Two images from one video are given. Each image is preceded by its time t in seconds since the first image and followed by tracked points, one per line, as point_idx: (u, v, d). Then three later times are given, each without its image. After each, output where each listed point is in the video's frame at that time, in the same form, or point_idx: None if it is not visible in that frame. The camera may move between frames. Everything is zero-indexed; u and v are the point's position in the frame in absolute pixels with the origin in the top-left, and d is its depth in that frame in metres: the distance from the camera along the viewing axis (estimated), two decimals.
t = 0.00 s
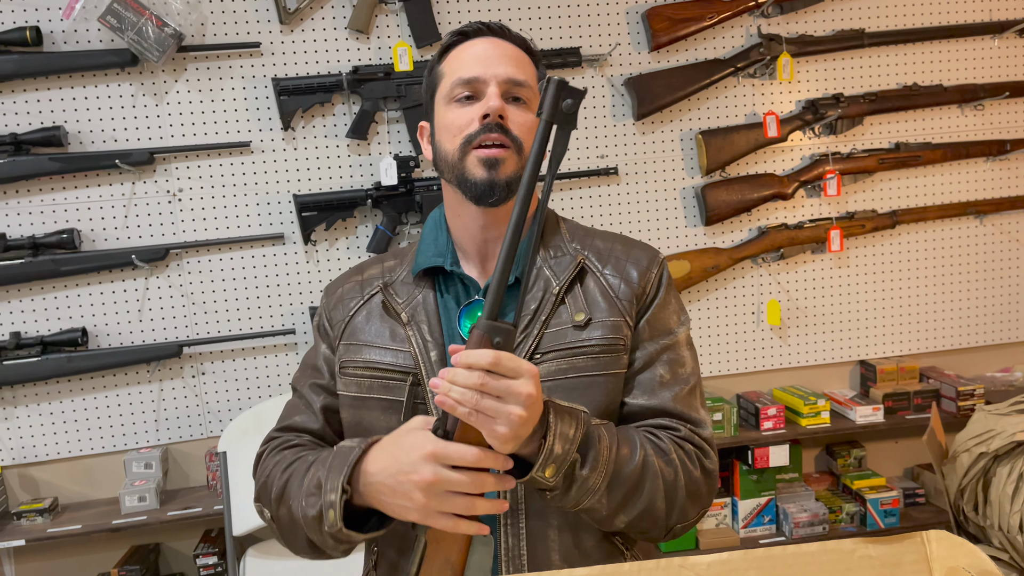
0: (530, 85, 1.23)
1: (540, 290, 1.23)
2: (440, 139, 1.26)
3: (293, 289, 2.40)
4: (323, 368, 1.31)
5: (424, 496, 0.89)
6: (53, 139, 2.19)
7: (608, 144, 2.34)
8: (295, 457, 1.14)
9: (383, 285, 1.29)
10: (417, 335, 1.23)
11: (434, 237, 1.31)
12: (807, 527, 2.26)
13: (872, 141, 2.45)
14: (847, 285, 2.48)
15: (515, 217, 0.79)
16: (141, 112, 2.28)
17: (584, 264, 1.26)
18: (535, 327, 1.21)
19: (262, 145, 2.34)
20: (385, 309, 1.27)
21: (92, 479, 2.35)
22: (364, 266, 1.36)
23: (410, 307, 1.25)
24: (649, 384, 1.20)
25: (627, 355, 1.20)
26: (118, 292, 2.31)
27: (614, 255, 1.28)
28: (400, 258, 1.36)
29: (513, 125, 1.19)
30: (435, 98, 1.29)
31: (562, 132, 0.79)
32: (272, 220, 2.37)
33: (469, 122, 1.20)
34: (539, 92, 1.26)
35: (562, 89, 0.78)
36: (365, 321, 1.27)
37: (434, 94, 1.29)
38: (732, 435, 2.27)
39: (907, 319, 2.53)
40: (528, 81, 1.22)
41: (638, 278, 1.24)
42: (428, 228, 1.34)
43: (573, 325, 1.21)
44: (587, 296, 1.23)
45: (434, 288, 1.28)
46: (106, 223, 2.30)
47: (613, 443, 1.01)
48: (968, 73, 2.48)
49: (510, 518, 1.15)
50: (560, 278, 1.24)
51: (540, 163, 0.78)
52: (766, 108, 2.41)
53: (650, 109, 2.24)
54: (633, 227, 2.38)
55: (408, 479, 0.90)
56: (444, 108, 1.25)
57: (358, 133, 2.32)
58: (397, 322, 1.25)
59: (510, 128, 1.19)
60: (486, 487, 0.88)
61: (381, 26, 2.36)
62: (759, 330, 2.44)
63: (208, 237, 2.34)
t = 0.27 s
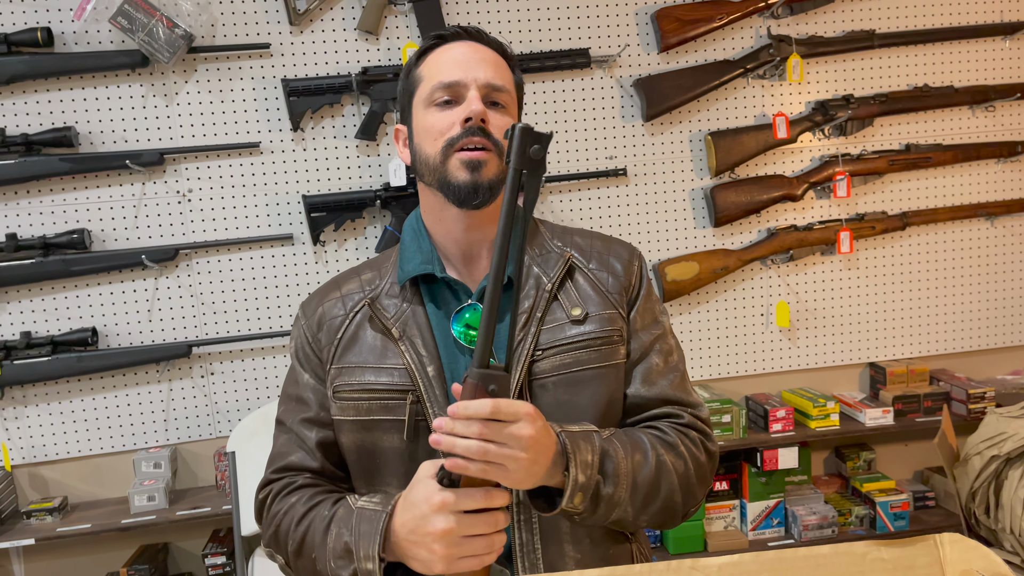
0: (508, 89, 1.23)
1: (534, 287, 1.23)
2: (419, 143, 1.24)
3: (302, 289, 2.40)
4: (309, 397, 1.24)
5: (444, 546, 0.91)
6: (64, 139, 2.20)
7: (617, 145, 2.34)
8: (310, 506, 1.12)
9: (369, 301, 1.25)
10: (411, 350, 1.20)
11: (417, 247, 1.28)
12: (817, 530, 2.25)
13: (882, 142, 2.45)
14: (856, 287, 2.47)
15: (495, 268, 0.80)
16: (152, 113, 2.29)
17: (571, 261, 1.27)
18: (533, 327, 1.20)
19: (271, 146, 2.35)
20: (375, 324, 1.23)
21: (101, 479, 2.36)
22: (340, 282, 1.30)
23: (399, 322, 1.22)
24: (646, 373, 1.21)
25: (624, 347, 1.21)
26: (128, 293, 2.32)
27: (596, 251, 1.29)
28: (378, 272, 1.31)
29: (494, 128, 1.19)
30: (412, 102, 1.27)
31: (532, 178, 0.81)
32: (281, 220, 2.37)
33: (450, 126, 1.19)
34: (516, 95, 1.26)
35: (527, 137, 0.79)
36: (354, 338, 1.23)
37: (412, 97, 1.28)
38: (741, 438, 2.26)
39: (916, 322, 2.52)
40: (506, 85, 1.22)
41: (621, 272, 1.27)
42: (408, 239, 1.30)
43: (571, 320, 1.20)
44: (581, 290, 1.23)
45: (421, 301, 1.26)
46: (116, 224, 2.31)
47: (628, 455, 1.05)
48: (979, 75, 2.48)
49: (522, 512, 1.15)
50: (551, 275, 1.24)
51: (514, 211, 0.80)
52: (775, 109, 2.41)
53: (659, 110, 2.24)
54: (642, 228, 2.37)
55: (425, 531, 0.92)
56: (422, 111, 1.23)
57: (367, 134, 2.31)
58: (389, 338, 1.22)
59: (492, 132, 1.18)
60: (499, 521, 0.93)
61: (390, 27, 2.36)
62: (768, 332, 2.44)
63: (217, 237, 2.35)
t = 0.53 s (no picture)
0: (497, 89, 1.14)
1: (543, 284, 1.20)
2: (408, 150, 1.16)
3: (308, 289, 2.41)
4: (305, 414, 1.21)
5: (451, 562, 0.87)
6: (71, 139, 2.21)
7: (623, 146, 2.34)
8: (321, 527, 1.10)
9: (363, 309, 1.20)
10: (407, 358, 1.16)
11: (414, 251, 1.23)
12: (823, 532, 2.24)
13: (889, 143, 2.44)
14: (862, 289, 2.47)
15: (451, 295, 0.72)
16: (159, 113, 2.29)
17: (576, 258, 1.24)
18: (545, 324, 1.17)
19: (277, 146, 2.35)
20: (370, 333, 1.20)
21: (107, 478, 2.36)
22: (334, 292, 1.25)
23: (394, 329, 1.18)
24: (670, 375, 1.22)
25: (633, 344, 1.19)
26: (135, 292, 2.33)
27: (599, 246, 1.28)
28: (372, 278, 1.26)
29: (481, 132, 1.10)
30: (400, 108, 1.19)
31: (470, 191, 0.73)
32: (288, 221, 2.38)
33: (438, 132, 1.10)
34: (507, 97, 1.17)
35: (459, 149, 0.71)
36: (351, 348, 1.19)
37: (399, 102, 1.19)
38: (747, 439, 2.26)
39: (924, 324, 2.51)
40: (496, 86, 1.14)
41: (624, 267, 1.26)
42: (402, 243, 1.24)
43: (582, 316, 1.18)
44: (590, 287, 1.21)
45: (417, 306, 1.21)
46: (123, 223, 2.31)
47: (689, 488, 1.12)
48: (986, 76, 2.47)
49: (548, 513, 1.13)
50: (558, 270, 1.22)
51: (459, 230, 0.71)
52: (782, 110, 2.40)
53: (665, 111, 2.23)
54: (648, 229, 2.37)
55: (430, 548, 0.88)
56: (409, 118, 1.15)
57: (374, 134, 2.32)
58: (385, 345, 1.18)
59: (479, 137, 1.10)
60: (503, 529, 0.87)
61: (397, 27, 2.36)
62: (774, 333, 2.43)
63: (223, 237, 2.35)
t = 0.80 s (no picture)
0: (503, 84, 1.13)
1: (571, 279, 1.19)
2: (414, 147, 1.15)
3: (311, 288, 2.41)
4: (315, 417, 1.20)
5: (462, 568, 0.86)
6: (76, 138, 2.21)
7: (627, 146, 2.34)
8: (335, 533, 1.09)
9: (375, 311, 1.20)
10: (420, 360, 1.15)
11: (430, 251, 1.22)
12: (827, 533, 2.24)
13: (894, 144, 2.44)
14: (867, 289, 2.46)
15: (458, 297, 0.70)
16: (163, 112, 2.30)
17: (601, 254, 1.23)
18: (578, 318, 1.16)
19: (281, 146, 2.35)
20: (383, 334, 1.19)
21: (111, 478, 2.36)
22: (346, 292, 1.24)
23: (406, 331, 1.17)
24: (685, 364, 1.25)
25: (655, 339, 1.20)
26: (138, 292, 2.33)
27: (621, 240, 1.27)
28: (385, 278, 1.25)
29: (486, 129, 1.09)
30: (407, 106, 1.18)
31: (478, 193, 0.69)
32: (291, 220, 2.38)
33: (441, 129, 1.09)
34: (515, 94, 1.16)
35: (465, 149, 0.68)
36: (363, 349, 1.18)
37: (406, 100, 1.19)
38: (751, 440, 2.26)
39: (928, 324, 2.51)
40: (502, 83, 1.13)
41: (646, 261, 1.26)
42: (417, 244, 1.23)
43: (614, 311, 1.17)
44: (618, 282, 1.20)
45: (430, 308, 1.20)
46: (127, 223, 2.31)
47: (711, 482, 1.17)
48: (991, 76, 2.47)
49: (602, 510, 1.11)
50: (584, 266, 1.20)
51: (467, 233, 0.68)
52: (786, 111, 2.40)
53: (669, 111, 2.23)
54: (652, 229, 2.36)
55: (441, 553, 0.87)
56: (415, 116, 1.14)
57: (377, 134, 2.31)
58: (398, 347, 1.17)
59: (483, 133, 1.09)
60: (515, 534, 0.86)
61: (401, 27, 2.36)
62: (778, 334, 2.43)
63: (226, 237, 2.36)
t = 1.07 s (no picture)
0: (525, 81, 1.12)
1: (590, 278, 1.19)
2: (436, 145, 1.15)
3: (312, 287, 2.41)
4: (331, 416, 1.18)
5: None
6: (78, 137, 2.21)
7: (629, 146, 2.34)
8: (349, 539, 1.08)
9: (396, 308, 1.18)
10: (442, 357, 1.14)
11: (453, 247, 1.22)
12: (829, 533, 2.24)
13: (897, 143, 2.44)
14: (870, 289, 2.46)
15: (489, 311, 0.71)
16: (165, 111, 2.30)
17: (622, 254, 1.24)
18: (598, 318, 1.16)
19: (283, 145, 2.35)
20: (405, 331, 1.18)
21: (112, 477, 2.37)
22: (366, 289, 1.23)
23: (428, 328, 1.16)
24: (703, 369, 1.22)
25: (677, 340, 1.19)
26: (140, 291, 2.33)
27: (639, 240, 1.28)
28: (405, 275, 1.24)
29: (508, 128, 1.09)
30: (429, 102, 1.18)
31: (511, 208, 0.70)
32: (293, 219, 2.38)
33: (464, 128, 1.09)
34: (538, 91, 1.15)
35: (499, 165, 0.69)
36: (383, 347, 1.17)
37: (429, 96, 1.19)
38: (753, 440, 2.25)
39: (931, 325, 2.51)
40: (525, 80, 1.12)
41: (665, 261, 1.27)
42: (439, 240, 1.24)
43: (634, 310, 1.17)
44: (638, 282, 1.21)
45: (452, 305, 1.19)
46: (129, 221, 2.31)
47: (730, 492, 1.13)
48: (994, 76, 2.46)
49: (612, 512, 1.09)
50: (605, 266, 1.21)
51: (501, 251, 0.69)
52: (789, 110, 2.40)
53: (672, 110, 2.23)
54: (654, 228, 2.36)
55: None
56: (437, 113, 1.14)
57: (379, 133, 2.32)
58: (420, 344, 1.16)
59: (504, 132, 1.09)
60: (533, 558, 0.84)
61: (403, 26, 2.36)
62: (780, 334, 2.42)
63: (228, 236, 2.35)
